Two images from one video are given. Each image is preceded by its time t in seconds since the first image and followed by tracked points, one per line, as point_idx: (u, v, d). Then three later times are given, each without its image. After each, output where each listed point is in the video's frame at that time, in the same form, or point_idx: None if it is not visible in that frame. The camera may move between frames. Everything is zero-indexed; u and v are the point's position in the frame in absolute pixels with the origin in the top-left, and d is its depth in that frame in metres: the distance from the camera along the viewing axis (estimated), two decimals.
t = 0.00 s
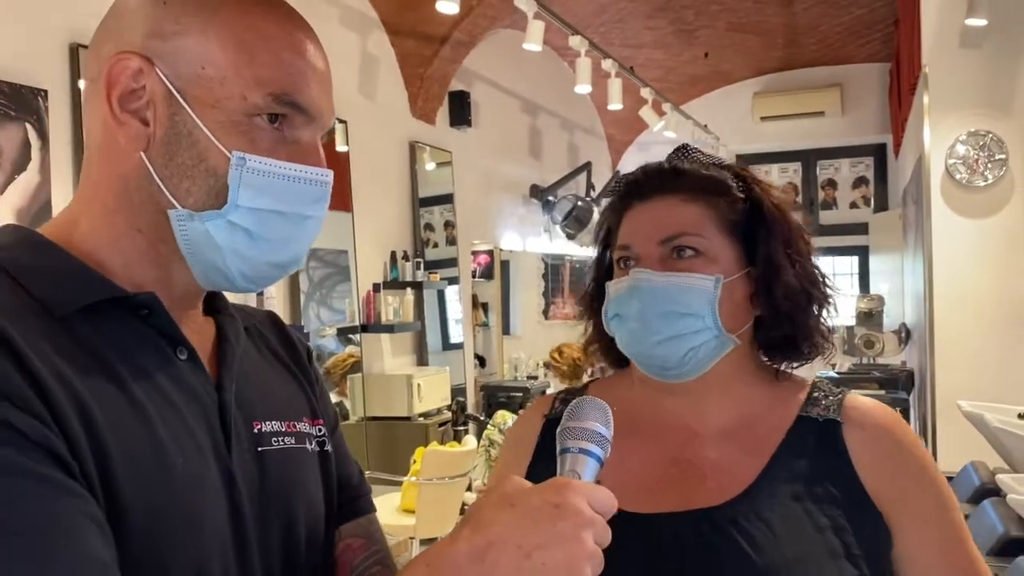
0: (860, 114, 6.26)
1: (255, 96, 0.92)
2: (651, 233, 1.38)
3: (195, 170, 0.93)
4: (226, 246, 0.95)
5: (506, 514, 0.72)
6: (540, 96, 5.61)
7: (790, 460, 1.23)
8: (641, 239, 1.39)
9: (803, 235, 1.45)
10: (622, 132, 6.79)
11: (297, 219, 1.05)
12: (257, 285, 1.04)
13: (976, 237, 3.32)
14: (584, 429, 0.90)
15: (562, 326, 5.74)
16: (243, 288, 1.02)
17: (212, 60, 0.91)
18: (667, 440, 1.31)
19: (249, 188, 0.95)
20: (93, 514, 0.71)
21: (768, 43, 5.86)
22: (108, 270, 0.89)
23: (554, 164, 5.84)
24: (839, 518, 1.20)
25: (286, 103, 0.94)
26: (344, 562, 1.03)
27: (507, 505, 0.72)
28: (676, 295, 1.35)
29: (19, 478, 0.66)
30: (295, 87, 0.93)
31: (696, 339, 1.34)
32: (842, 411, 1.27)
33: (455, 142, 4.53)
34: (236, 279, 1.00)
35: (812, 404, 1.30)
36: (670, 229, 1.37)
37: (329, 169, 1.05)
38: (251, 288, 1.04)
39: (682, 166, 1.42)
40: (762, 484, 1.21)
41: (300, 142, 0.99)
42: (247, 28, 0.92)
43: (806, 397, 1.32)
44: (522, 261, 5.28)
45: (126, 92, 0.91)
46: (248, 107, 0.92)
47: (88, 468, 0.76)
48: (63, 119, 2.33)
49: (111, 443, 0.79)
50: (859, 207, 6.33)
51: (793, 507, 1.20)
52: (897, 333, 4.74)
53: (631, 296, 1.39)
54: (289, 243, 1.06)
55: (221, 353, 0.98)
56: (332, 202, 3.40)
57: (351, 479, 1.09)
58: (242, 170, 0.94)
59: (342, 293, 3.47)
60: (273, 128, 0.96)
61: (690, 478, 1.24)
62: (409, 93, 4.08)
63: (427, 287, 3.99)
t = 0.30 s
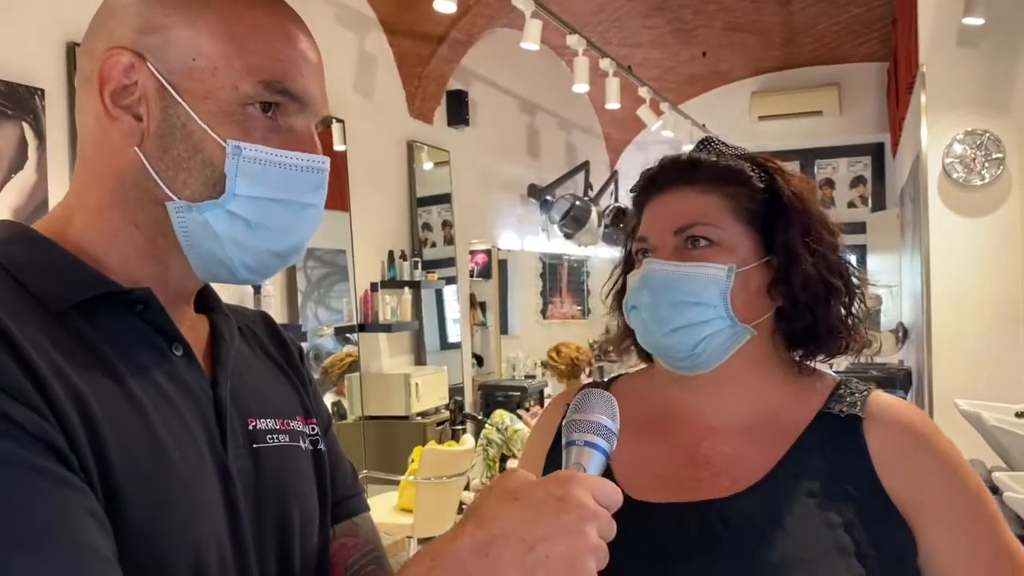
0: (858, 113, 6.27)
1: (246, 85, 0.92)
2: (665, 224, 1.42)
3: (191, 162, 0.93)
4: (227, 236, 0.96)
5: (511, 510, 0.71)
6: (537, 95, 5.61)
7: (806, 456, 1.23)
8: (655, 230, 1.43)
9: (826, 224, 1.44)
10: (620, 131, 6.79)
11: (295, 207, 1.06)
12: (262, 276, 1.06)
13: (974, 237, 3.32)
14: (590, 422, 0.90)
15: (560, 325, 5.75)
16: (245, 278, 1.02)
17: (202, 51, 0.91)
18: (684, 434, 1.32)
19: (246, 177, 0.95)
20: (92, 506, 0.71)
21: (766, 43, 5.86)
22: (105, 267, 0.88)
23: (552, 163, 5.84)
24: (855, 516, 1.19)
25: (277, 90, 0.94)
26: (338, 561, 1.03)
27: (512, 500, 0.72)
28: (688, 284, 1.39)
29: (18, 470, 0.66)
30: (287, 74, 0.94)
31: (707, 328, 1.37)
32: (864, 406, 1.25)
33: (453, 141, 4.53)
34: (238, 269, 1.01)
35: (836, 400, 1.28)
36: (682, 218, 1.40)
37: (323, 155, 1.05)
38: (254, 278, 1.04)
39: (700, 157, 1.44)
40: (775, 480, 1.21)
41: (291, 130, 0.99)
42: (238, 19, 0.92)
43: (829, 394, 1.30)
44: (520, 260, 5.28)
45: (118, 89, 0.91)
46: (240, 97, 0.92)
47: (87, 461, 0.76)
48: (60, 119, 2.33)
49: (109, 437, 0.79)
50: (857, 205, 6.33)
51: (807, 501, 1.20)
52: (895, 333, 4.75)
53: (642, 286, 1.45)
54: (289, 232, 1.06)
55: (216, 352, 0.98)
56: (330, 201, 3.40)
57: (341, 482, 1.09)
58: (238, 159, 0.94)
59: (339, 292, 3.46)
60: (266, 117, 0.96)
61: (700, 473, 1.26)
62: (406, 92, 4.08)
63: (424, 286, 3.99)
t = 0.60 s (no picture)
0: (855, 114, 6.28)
1: (272, 102, 0.93)
2: (643, 233, 1.41)
3: (216, 173, 0.94)
4: (245, 245, 0.97)
5: (501, 510, 0.72)
6: (536, 95, 5.62)
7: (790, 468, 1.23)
8: (634, 239, 1.43)
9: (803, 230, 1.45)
10: (618, 131, 6.80)
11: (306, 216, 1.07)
12: (266, 278, 1.07)
13: (970, 237, 3.33)
14: (580, 417, 0.91)
15: (558, 325, 5.75)
16: (252, 281, 1.04)
17: (231, 65, 0.92)
18: (667, 445, 1.33)
19: (270, 191, 0.96)
20: (88, 505, 0.71)
21: (764, 43, 5.87)
22: (103, 268, 0.88)
23: (550, 163, 5.84)
24: (837, 527, 1.20)
25: (301, 109, 0.95)
26: (332, 559, 1.03)
27: (502, 494, 0.73)
28: (666, 294, 1.38)
29: (14, 470, 0.67)
30: (309, 92, 0.95)
31: (686, 340, 1.36)
32: (844, 419, 1.26)
33: (450, 141, 4.53)
34: (248, 273, 1.02)
35: (815, 410, 1.29)
36: (660, 229, 1.39)
37: (329, 168, 1.07)
38: (253, 280, 1.05)
39: (675, 167, 1.44)
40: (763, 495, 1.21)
41: (304, 145, 1.00)
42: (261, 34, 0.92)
43: (809, 402, 1.31)
44: (517, 260, 5.29)
45: (143, 95, 0.90)
46: (264, 112, 0.93)
47: (83, 461, 0.76)
48: (57, 118, 2.33)
49: (105, 438, 0.79)
50: (854, 205, 6.35)
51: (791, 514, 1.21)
52: (892, 332, 4.76)
53: (622, 296, 1.44)
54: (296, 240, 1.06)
55: (212, 353, 0.98)
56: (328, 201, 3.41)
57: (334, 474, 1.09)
58: (262, 174, 0.96)
59: (337, 292, 3.47)
60: (287, 134, 0.97)
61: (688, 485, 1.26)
62: (404, 92, 4.09)
63: (422, 286, 4.00)
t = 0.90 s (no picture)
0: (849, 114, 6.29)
1: (259, 103, 0.93)
2: (623, 236, 1.38)
3: (199, 172, 0.93)
4: (225, 245, 0.95)
5: (492, 511, 0.71)
6: (531, 95, 5.61)
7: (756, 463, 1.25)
8: (612, 242, 1.40)
9: (771, 238, 1.47)
10: (613, 131, 6.79)
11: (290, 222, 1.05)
12: (249, 282, 1.05)
13: (964, 237, 3.33)
14: (571, 417, 0.90)
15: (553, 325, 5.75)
16: (235, 284, 1.02)
17: (217, 67, 0.92)
18: (634, 443, 1.33)
19: (251, 190, 0.95)
20: (84, 504, 0.71)
21: (758, 42, 5.87)
22: (98, 271, 0.88)
23: (545, 163, 5.84)
24: (804, 521, 1.23)
25: (286, 109, 0.94)
26: (324, 559, 1.03)
27: (492, 496, 0.72)
28: (644, 297, 1.36)
29: (9, 469, 0.67)
30: (297, 94, 0.95)
31: (664, 344, 1.35)
32: (804, 413, 1.29)
33: (445, 140, 4.53)
34: (229, 277, 1.00)
35: (776, 405, 1.31)
36: (642, 232, 1.37)
37: (318, 173, 1.05)
38: (243, 286, 1.04)
39: (651, 171, 1.43)
40: (731, 489, 1.23)
41: (294, 148, 1.00)
42: (251, 37, 0.93)
43: (771, 398, 1.33)
44: (513, 260, 5.28)
45: (131, 95, 0.91)
46: (251, 114, 0.93)
47: (77, 461, 0.75)
48: (50, 117, 2.32)
49: (98, 439, 0.78)
50: (849, 205, 6.36)
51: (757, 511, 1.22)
52: (886, 332, 4.76)
53: (599, 299, 1.40)
54: (283, 244, 1.05)
55: (205, 354, 0.98)
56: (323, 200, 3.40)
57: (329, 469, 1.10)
58: (243, 172, 0.94)
59: (332, 292, 3.46)
60: (272, 136, 0.96)
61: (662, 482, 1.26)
62: (399, 91, 4.09)
63: (417, 286, 3.99)
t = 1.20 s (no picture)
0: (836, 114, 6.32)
1: (211, 89, 0.92)
2: (597, 242, 1.38)
3: (153, 161, 0.92)
4: (182, 234, 0.93)
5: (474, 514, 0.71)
6: (519, 94, 5.61)
7: (729, 459, 1.26)
8: (586, 247, 1.39)
9: (738, 243, 1.48)
10: (601, 130, 6.81)
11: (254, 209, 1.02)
12: (219, 278, 1.01)
13: (950, 237, 3.35)
14: (553, 422, 0.90)
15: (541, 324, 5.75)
16: (203, 280, 0.98)
17: (170, 56, 0.91)
18: (609, 443, 1.33)
19: (204, 176, 0.93)
20: (61, 502, 0.70)
21: (746, 43, 5.89)
22: (80, 268, 0.89)
23: (533, 163, 5.84)
24: (778, 514, 1.24)
25: (241, 93, 0.92)
26: (315, 563, 1.02)
27: (473, 498, 0.73)
28: (619, 301, 1.36)
29: None
30: (253, 80, 0.93)
31: (637, 347, 1.35)
32: (772, 409, 1.31)
33: (434, 139, 4.52)
34: (196, 272, 0.96)
35: (745, 402, 1.33)
36: (616, 237, 1.38)
37: (289, 161, 1.02)
38: (217, 281, 1.01)
39: (622, 177, 1.43)
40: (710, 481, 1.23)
41: (263, 136, 0.98)
42: (207, 25, 0.91)
43: (739, 395, 1.35)
44: (501, 259, 5.28)
45: (95, 92, 0.92)
46: (205, 100, 0.92)
47: (54, 459, 0.75)
48: (34, 116, 2.30)
49: (78, 436, 0.78)
50: (836, 205, 6.39)
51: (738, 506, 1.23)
52: (873, 330, 4.78)
53: (577, 302, 1.38)
54: (243, 234, 1.02)
55: (194, 355, 0.97)
56: (311, 199, 3.39)
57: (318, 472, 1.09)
58: (195, 159, 0.93)
59: (320, 291, 3.45)
60: (232, 122, 0.95)
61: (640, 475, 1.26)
62: (387, 90, 4.08)
63: (405, 285, 3.98)
